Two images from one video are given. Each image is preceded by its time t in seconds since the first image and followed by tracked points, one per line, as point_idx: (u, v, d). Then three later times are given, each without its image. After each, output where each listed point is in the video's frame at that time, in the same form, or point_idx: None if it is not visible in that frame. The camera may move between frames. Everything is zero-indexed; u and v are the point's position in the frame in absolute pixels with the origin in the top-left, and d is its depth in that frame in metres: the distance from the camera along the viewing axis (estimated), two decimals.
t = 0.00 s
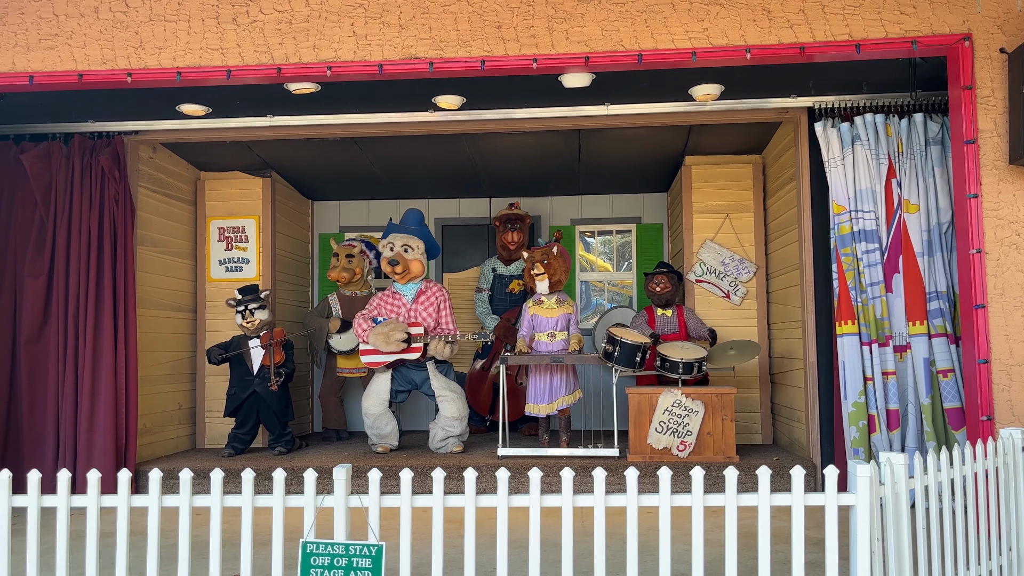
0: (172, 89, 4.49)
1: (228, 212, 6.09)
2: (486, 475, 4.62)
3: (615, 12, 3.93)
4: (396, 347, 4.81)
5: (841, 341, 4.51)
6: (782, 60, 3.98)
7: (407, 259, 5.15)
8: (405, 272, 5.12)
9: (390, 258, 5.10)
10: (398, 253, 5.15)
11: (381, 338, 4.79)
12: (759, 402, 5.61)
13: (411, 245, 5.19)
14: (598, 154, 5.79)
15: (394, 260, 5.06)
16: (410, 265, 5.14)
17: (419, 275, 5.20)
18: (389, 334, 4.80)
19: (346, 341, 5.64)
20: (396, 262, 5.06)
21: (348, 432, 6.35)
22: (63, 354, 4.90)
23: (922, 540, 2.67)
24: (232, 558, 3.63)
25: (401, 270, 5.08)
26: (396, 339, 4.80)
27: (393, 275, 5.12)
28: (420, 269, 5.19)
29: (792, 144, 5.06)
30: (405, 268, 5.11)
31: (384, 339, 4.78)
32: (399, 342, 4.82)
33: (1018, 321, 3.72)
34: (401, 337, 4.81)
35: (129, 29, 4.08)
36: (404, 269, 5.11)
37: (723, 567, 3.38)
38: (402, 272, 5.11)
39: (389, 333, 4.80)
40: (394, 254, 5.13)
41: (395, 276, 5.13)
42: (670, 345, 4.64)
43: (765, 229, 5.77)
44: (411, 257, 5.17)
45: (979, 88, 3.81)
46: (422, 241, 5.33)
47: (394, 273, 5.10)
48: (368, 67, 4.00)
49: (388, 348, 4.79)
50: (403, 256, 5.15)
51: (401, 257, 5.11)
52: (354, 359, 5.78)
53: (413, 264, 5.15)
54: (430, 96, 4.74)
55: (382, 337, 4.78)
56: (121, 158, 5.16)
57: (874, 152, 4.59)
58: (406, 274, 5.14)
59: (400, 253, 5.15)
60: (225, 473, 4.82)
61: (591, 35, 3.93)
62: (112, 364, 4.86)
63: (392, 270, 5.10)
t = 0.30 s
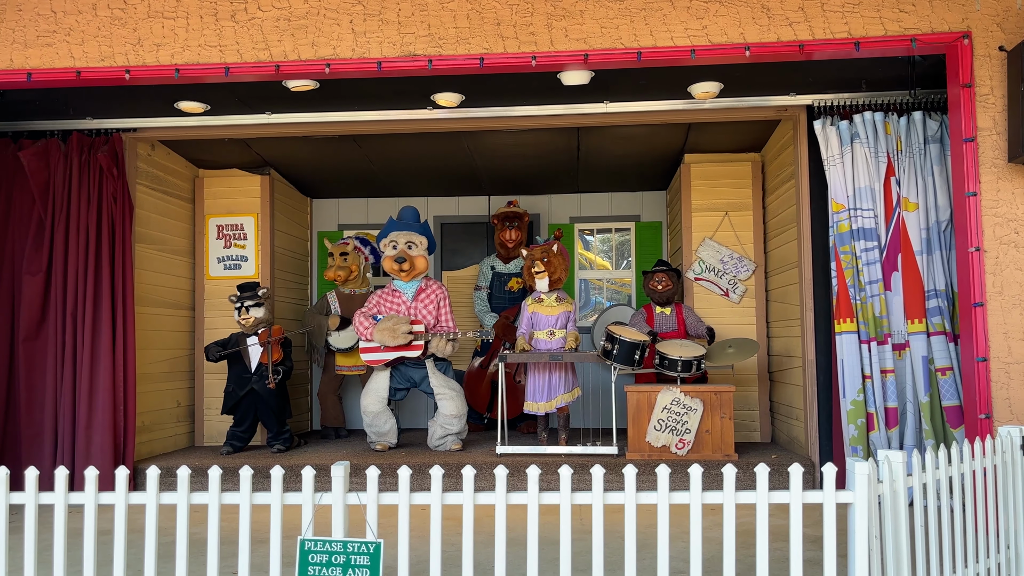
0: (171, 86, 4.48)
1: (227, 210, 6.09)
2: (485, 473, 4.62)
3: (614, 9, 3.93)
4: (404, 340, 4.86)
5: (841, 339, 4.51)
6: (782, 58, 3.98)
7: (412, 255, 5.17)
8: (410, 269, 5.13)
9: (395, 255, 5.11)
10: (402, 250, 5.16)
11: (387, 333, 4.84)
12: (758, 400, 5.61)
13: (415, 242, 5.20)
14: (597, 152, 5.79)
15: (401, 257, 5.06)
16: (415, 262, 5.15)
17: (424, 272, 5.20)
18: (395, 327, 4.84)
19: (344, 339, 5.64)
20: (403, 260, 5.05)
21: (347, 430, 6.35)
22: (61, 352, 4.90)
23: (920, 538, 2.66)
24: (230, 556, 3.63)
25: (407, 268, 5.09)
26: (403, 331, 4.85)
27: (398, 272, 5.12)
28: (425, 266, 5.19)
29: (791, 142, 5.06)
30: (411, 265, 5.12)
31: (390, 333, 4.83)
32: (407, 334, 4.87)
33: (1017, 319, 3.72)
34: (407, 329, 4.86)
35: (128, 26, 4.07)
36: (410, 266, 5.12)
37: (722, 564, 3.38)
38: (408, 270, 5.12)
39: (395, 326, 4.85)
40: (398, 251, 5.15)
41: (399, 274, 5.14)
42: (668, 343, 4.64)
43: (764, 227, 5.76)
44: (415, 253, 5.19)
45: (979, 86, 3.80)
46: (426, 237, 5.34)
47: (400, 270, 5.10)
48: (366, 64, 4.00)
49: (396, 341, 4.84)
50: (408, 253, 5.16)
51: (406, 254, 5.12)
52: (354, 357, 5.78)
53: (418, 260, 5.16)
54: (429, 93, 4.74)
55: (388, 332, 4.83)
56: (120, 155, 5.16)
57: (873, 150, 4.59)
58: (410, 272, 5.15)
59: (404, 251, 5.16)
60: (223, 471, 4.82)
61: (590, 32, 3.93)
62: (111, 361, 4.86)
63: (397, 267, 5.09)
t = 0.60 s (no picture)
0: (168, 84, 4.47)
1: (225, 208, 6.08)
2: (482, 471, 4.62)
3: (612, 7, 3.93)
4: (402, 335, 4.87)
5: (838, 337, 4.51)
6: (780, 56, 3.98)
7: (409, 253, 5.16)
8: (407, 267, 5.13)
9: (393, 253, 5.09)
10: (399, 247, 5.14)
11: (385, 329, 4.84)
12: (756, 399, 5.62)
13: (411, 240, 5.19)
14: (595, 151, 5.79)
15: (397, 255, 5.05)
16: (412, 259, 5.15)
17: (420, 270, 5.21)
18: (393, 322, 4.85)
19: (342, 337, 5.68)
20: (399, 258, 5.05)
21: (345, 428, 6.35)
22: (58, 350, 4.89)
23: (918, 535, 2.67)
24: (228, 554, 3.63)
25: (404, 265, 5.07)
26: (401, 325, 4.86)
27: (395, 270, 5.10)
28: (423, 264, 5.21)
29: (789, 141, 5.07)
30: (407, 263, 5.11)
31: (388, 330, 4.83)
32: (405, 329, 4.89)
33: (1014, 317, 3.72)
34: (405, 323, 4.87)
35: (125, 24, 4.06)
36: (407, 264, 5.12)
37: (720, 562, 3.38)
38: (405, 267, 5.10)
39: (393, 321, 4.85)
40: (395, 250, 5.12)
41: (396, 271, 5.12)
42: (666, 342, 4.64)
43: (762, 225, 5.77)
44: (412, 251, 5.18)
45: (977, 84, 3.80)
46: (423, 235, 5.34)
47: (396, 268, 5.08)
48: (364, 62, 3.99)
49: (394, 337, 4.85)
50: (405, 251, 5.15)
51: (403, 253, 5.11)
52: (352, 356, 5.78)
53: (415, 258, 5.16)
54: (427, 91, 4.74)
55: (386, 328, 4.83)
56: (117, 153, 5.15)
57: (871, 149, 4.59)
58: (408, 269, 5.15)
59: (402, 248, 5.14)
60: (221, 469, 4.81)
61: (589, 30, 3.92)
62: (108, 359, 4.85)
63: (395, 265, 5.08)
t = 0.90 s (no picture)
0: (166, 81, 4.47)
1: (222, 206, 6.07)
2: (480, 469, 4.63)
3: (611, 5, 3.92)
4: (396, 334, 4.83)
5: (836, 335, 4.52)
6: (777, 54, 3.98)
7: (402, 252, 5.15)
8: (400, 265, 5.11)
9: (384, 251, 5.08)
10: (392, 245, 5.16)
11: (379, 328, 4.81)
12: (753, 397, 5.62)
13: (406, 238, 5.20)
14: (593, 149, 5.79)
15: (389, 253, 5.04)
16: (405, 258, 5.13)
17: (414, 268, 5.18)
18: (386, 321, 4.83)
19: (340, 335, 5.68)
20: (390, 255, 5.04)
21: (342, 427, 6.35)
22: (56, 348, 4.89)
23: (916, 533, 2.66)
24: (226, 552, 3.62)
25: (396, 263, 5.06)
26: (395, 325, 4.83)
27: (387, 268, 5.09)
28: (416, 263, 5.17)
29: (787, 139, 5.07)
30: (400, 261, 5.09)
31: (382, 329, 4.80)
32: (398, 328, 4.85)
33: (1011, 315, 3.73)
34: (398, 323, 4.84)
35: (123, 21, 4.05)
36: (399, 262, 5.09)
37: (718, 560, 3.38)
38: (397, 266, 5.09)
39: (386, 320, 4.82)
40: (388, 247, 5.14)
41: (389, 269, 5.11)
42: (664, 340, 4.63)
43: (759, 224, 5.77)
44: (405, 250, 5.18)
45: (974, 82, 3.80)
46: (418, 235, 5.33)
47: (388, 266, 5.07)
48: (362, 60, 3.99)
49: (388, 335, 4.82)
50: (398, 249, 5.15)
51: (396, 251, 5.10)
52: (349, 354, 5.78)
53: (406, 257, 5.14)
54: (425, 89, 4.74)
55: (380, 327, 4.80)
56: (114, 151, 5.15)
57: (869, 147, 4.59)
58: (400, 268, 5.13)
59: (395, 247, 5.15)
60: (218, 467, 4.81)
61: (587, 28, 3.92)
62: (105, 357, 4.84)
63: (387, 263, 5.07)
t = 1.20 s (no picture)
0: (163, 79, 4.46)
1: (220, 204, 6.07)
2: (478, 467, 4.63)
3: (608, 4, 3.92)
4: (389, 335, 4.83)
5: (833, 334, 4.53)
6: (775, 53, 3.97)
7: (395, 250, 5.14)
8: (393, 264, 5.12)
9: (377, 249, 5.11)
10: (386, 244, 5.15)
11: (374, 327, 4.81)
12: (751, 396, 5.62)
13: (400, 237, 5.19)
14: (591, 148, 5.79)
15: (381, 250, 5.07)
16: (397, 256, 5.12)
17: (409, 267, 5.16)
18: (381, 322, 4.82)
19: (337, 334, 5.73)
20: (382, 253, 5.07)
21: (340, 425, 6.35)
22: (53, 346, 4.88)
23: (912, 531, 2.67)
24: (223, 551, 3.62)
25: (387, 260, 5.08)
26: (389, 326, 4.82)
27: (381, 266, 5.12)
28: (409, 262, 5.15)
29: (785, 138, 5.08)
30: (392, 259, 5.10)
31: (376, 327, 4.79)
32: (392, 330, 4.85)
33: (1008, 314, 3.73)
34: (393, 324, 4.84)
35: (119, 19, 4.04)
36: (391, 260, 5.10)
37: (714, 559, 3.38)
38: (389, 263, 5.10)
39: (381, 320, 4.82)
40: (382, 245, 5.14)
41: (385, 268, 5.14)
42: (662, 339, 4.63)
43: (757, 222, 5.77)
44: (399, 248, 5.16)
45: (972, 81, 3.81)
46: (413, 233, 5.33)
47: (382, 264, 5.10)
48: (359, 57, 3.98)
49: (382, 335, 4.81)
50: (392, 247, 5.15)
51: (388, 249, 5.11)
52: (347, 353, 5.80)
53: (400, 255, 5.13)
54: (423, 87, 4.74)
55: (374, 326, 4.79)
56: (111, 149, 5.14)
57: (866, 146, 4.59)
58: (394, 266, 5.14)
59: (389, 245, 5.15)
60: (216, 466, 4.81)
61: (585, 27, 3.92)
62: (102, 356, 4.84)
63: (380, 261, 5.10)
